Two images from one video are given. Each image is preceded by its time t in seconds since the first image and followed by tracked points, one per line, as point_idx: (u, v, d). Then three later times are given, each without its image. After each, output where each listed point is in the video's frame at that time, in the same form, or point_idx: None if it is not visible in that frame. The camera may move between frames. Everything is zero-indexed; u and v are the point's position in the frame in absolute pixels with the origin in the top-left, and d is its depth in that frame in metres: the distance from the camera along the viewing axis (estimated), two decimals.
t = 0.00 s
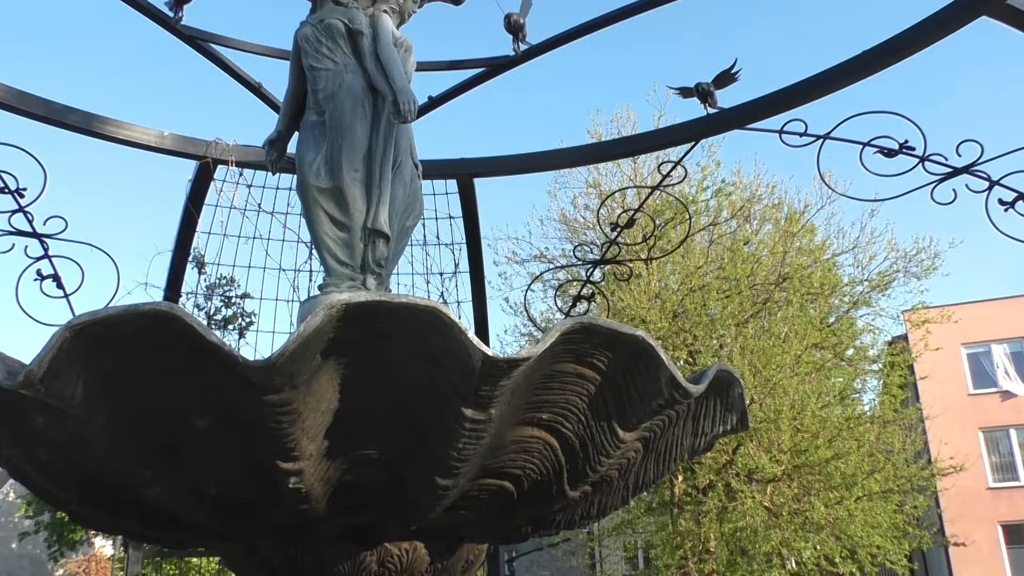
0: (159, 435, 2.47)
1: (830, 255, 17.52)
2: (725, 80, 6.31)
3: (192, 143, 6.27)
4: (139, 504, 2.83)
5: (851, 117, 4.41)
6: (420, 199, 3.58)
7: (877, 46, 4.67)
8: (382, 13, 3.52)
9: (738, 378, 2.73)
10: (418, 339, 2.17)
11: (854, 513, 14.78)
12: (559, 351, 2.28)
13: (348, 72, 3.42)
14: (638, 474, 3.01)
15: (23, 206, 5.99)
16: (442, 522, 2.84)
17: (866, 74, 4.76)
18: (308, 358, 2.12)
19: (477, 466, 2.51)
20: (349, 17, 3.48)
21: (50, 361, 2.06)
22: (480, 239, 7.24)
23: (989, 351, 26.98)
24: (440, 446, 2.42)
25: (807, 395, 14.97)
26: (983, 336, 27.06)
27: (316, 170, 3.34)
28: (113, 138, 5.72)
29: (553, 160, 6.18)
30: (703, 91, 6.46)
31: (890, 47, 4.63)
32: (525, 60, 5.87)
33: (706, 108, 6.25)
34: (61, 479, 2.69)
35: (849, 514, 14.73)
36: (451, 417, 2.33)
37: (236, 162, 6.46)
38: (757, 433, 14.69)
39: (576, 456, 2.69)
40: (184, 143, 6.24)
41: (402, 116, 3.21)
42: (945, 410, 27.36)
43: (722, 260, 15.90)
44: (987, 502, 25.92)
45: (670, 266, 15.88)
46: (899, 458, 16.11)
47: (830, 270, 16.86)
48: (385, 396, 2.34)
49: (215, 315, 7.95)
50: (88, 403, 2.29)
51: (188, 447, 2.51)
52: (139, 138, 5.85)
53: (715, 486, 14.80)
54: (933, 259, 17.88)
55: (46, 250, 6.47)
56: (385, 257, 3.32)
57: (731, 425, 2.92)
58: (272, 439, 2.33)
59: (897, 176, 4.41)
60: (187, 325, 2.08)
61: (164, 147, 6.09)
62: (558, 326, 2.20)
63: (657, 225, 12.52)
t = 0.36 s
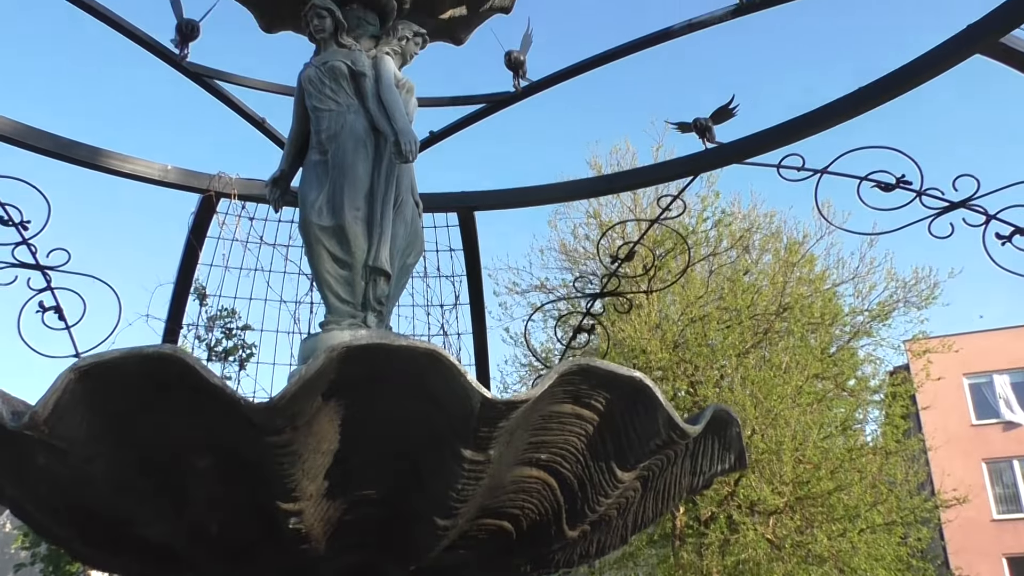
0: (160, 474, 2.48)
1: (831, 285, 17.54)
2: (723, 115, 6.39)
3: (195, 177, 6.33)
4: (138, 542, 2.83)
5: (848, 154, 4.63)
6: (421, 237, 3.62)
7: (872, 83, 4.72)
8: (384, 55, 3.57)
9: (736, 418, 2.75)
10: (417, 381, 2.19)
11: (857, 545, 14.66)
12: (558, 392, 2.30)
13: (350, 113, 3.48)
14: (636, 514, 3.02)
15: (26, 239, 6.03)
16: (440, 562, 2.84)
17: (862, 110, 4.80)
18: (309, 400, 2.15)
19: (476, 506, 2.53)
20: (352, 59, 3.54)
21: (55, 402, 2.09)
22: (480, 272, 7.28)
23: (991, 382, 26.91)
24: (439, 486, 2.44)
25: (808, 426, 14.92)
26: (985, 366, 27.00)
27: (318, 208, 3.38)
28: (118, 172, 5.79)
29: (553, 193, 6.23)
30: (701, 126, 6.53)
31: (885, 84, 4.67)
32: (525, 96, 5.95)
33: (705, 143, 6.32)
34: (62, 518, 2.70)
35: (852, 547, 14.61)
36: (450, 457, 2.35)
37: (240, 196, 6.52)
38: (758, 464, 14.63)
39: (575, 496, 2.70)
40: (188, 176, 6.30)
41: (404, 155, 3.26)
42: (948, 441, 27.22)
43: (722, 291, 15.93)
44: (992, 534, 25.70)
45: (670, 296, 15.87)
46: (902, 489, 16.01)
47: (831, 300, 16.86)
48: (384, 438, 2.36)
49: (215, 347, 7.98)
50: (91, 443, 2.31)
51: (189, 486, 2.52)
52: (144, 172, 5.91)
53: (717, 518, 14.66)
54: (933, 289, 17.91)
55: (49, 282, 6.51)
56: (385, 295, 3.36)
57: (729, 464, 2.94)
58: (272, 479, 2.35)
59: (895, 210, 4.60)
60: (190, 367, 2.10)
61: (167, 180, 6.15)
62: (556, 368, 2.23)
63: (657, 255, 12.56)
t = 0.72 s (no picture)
0: (158, 512, 2.49)
1: (830, 317, 17.55)
2: (721, 150, 6.44)
3: (197, 208, 6.37)
4: None
5: (846, 190, 4.69)
6: (421, 272, 3.64)
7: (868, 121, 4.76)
8: (386, 92, 3.60)
9: (731, 458, 2.75)
10: (415, 422, 2.20)
11: None
12: (554, 432, 2.31)
13: (352, 150, 3.51)
14: (633, 553, 3.01)
15: (27, 267, 6.05)
16: None
17: (859, 147, 4.84)
18: (308, 439, 2.16)
19: (472, 545, 2.53)
20: (354, 96, 3.57)
21: (54, 440, 2.09)
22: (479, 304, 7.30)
23: (992, 415, 26.80)
24: (436, 526, 2.44)
25: (808, 458, 14.85)
26: (986, 399, 26.90)
27: (319, 244, 3.41)
28: (120, 202, 5.82)
29: (553, 227, 6.25)
30: (700, 161, 6.59)
31: (882, 121, 4.71)
32: (525, 130, 6.01)
33: (703, 177, 6.37)
34: (59, 553, 2.69)
35: None
36: (447, 497, 2.36)
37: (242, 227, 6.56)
38: (758, 497, 14.55)
39: (571, 535, 2.70)
40: (190, 207, 6.34)
41: (404, 193, 3.29)
42: (949, 474, 27.05)
43: (722, 322, 15.91)
44: (994, 569, 25.47)
45: (670, 328, 15.84)
46: (903, 524, 15.89)
47: (831, 332, 16.82)
48: (382, 477, 2.37)
49: (214, 377, 7.97)
50: (91, 478, 2.31)
51: (187, 523, 2.52)
52: (147, 203, 5.95)
53: (716, 551, 14.50)
54: (933, 321, 17.90)
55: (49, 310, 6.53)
56: (384, 330, 3.37)
57: (725, 504, 2.93)
58: (270, 517, 2.35)
59: (892, 246, 4.64)
60: (189, 406, 2.12)
61: (169, 210, 6.18)
62: (552, 408, 2.24)
63: (657, 285, 12.56)
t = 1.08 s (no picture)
0: (159, 552, 2.48)
1: (830, 347, 17.53)
2: (719, 183, 6.49)
3: (198, 240, 6.39)
4: None
5: (842, 222, 4.95)
6: (421, 308, 3.66)
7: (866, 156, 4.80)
8: (388, 130, 3.64)
9: (731, 496, 2.75)
10: (415, 463, 2.21)
11: None
12: (553, 472, 2.31)
13: (353, 187, 3.53)
14: None
15: (27, 300, 6.06)
16: None
17: (857, 181, 4.87)
18: (309, 480, 2.16)
19: None
20: (355, 134, 3.60)
21: (56, 481, 2.10)
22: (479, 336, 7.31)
23: (994, 445, 26.67)
24: (438, 566, 2.45)
25: (810, 489, 14.77)
26: (987, 429, 26.77)
27: (320, 281, 3.42)
28: (121, 235, 5.85)
29: (553, 259, 6.28)
30: (698, 194, 6.65)
31: (877, 156, 4.76)
32: (525, 164, 6.05)
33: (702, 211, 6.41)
34: None
35: None
36: (447, 536, 2.36)
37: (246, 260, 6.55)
38: (760, 529, 14.44)
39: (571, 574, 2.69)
40: (191, 240, 6.36)
41: (404, 231, 3.31)
42: (952, 505, 26.86)
43: (722, 352, 15.86)
44: None
45: (670, 358, 15.82)
46: (906, 555, 15.76)
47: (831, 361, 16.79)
48: (382, 516, 2.38)
49: (213, 409, 7.96)
50: (92, 519, 2.31)
51: (187, 564, 2.52)
52: (147, 236, 5.96)
53: None
54: (933, 351, 17.89)
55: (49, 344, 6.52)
56: (384, 366, 3.38)
57: (726, 541, 2.92)
58: (271, 557, 2.35)
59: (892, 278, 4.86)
60: (190, 446, 2.12)
61: (170, 243, 6.20)
62: (551, 449, 2.24)
63: (656, 315, 12.56)
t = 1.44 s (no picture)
0: None
1: (831, 374, 17.50)
2: (716, 214, 6.53)
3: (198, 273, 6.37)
4: None
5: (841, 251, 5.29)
6: (422, 343, 3.67)
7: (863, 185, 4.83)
8: (387, 166, 3.66)
9: (734, 530, 2.74)
10: (419, 501, 2.21)
11: None
12: (557, 508, 2.31)
13: (354, 223, 3.56)
14: None
15: (27, 335, 6.07)
16: None
17: (854, 210, 4.90)
18: (312, 518, 2.16)
19: None
20: (355, 170, 3.62)
21: (59, 522, 2.09)
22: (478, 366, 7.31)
23: (997, 471, 26.52)
24: None
25: (813, 517, 14.68)
26: (990, 455, 26.62)
27: (321, 316, 3.44)
28: (121, 269, 5.83)
29: (552, 290, 6.29)
30: (696, 224, 6.68)
31: (873, 185, 4.78)
32: (523, 196, 6.09)
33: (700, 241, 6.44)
34: None
35: None
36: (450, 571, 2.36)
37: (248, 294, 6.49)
38: (763, 558, 14.34)
39: None
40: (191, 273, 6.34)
41: (405, 266, 3.33)
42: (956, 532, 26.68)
43: (722, 380, 15.83)
44: None
45: (671, 387, 15.77)
46: None
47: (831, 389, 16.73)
48: (385, 551, 2.38)
49: (212, 442, 7.93)
50: (96, 558, 2.31)
51: None
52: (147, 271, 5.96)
53: None
54: (933, 377, 17.85)
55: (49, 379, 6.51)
56: (385, 402, 3.38)
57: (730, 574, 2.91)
58: None
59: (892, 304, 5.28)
60: (193, 485, 2.12)
61: (170, 277, 6.19)
62: (554, 485, 2.24)
63: (656, 343, 12.54)
